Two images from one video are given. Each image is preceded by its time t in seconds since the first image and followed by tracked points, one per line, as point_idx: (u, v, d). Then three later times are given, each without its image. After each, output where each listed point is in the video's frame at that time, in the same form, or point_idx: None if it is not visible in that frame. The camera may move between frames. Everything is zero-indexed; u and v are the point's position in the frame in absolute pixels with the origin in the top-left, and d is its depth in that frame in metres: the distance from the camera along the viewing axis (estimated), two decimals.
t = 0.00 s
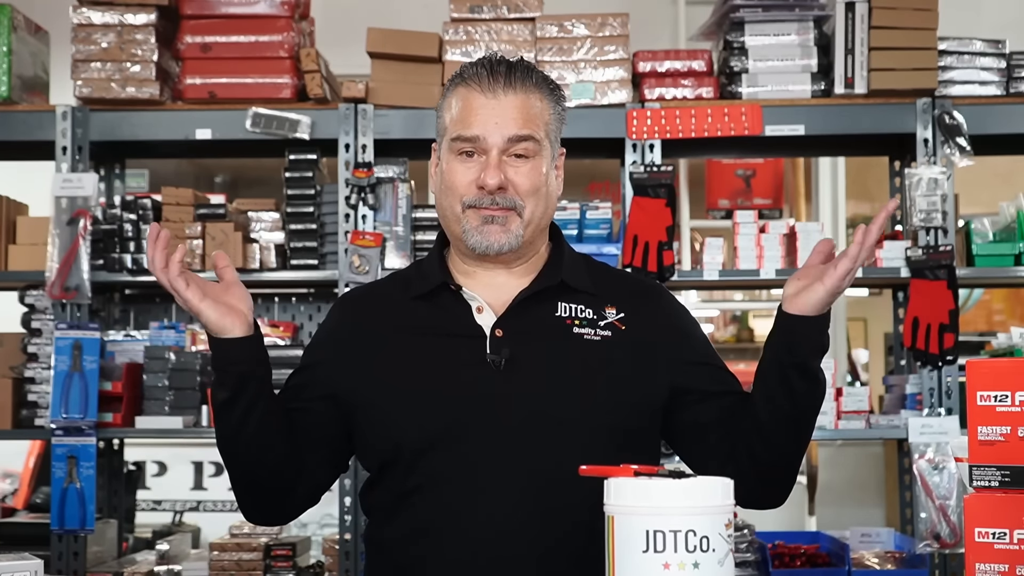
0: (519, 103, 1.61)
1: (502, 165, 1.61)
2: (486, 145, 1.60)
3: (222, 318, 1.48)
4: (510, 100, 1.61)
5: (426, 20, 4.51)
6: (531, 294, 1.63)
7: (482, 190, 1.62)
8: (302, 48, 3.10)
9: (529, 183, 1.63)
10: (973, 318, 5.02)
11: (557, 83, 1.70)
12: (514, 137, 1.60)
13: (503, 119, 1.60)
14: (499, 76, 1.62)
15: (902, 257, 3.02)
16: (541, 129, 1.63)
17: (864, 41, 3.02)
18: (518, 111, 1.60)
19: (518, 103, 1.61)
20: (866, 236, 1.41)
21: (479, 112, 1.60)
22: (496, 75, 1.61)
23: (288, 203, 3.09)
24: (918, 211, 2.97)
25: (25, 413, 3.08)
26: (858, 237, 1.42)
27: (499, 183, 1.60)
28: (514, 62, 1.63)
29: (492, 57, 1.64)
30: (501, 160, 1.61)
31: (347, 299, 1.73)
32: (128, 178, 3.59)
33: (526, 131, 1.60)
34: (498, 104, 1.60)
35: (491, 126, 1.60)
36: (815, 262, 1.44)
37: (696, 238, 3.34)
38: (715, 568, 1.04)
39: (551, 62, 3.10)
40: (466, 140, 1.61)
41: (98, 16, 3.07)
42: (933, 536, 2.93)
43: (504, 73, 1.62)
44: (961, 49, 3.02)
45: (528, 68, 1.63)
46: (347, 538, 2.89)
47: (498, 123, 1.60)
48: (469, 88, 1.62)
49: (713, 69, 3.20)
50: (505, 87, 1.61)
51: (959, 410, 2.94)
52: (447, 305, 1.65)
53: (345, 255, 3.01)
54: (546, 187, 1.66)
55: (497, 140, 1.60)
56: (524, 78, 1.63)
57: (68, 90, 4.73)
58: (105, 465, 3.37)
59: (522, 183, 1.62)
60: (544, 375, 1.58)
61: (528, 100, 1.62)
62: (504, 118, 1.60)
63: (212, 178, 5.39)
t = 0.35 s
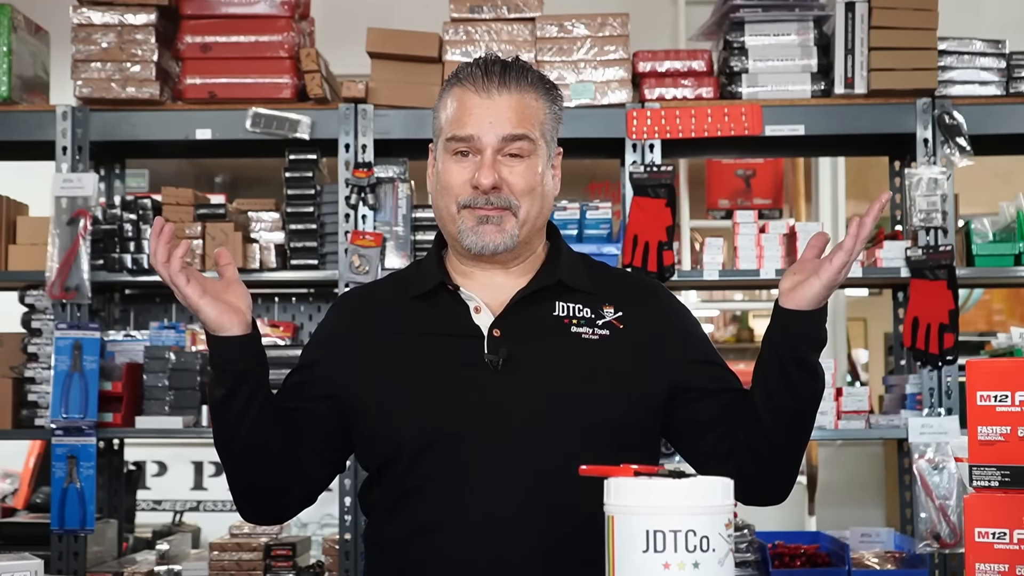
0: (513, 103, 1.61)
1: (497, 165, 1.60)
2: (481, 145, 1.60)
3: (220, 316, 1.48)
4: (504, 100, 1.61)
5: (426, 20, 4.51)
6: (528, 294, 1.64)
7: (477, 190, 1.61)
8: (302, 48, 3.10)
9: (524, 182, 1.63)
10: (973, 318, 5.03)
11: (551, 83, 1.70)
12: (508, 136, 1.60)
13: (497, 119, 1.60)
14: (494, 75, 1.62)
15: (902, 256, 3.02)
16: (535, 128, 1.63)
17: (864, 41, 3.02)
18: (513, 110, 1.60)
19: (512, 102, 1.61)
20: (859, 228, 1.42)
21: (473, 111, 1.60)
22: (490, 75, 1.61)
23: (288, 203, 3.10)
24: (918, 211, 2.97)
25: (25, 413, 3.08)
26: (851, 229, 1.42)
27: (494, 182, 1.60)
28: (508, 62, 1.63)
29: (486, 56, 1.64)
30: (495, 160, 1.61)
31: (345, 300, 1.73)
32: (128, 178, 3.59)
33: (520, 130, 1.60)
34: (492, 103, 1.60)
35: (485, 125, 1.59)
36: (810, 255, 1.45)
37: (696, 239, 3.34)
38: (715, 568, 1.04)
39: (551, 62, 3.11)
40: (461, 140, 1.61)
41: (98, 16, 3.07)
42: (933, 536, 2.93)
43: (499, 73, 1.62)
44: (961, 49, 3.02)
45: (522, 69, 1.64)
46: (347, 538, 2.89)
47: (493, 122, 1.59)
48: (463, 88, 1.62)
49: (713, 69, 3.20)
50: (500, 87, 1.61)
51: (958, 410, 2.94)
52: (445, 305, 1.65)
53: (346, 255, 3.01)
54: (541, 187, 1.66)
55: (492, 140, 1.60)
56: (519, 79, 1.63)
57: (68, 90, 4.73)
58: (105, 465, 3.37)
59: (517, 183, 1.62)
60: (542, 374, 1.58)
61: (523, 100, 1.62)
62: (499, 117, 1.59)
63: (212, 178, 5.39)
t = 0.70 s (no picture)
0: (492, 110, 1.61)
1: (473, 174, 1.61)
2: (458, 153, 1.60)
3: (209, 327, 1.48)
4: (483, 106, 1.61)
5: (426, 20, 4.51)
6: (530, 295, 1.64)
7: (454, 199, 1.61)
8: (302, 48, 3.10)
9: (503, 191, 1.63)
10: (973, 318, 5.03)
11: (538, 88, 1.70)
12: (486, 144, 1.60)
13: (475, 127, 1.60)
14: (475, 82, 1.62)
15: (902, 257, 3.02)
16: (515, 136, 1.63)
17: (864, 41, 3.02)
18: (492, 118, 1.61)
19: (492, 110, 1.61)
20: (873, 245, 1.39)
21: (453, 118, 1.60)
22: (471, 81, 1.62)
23: (288, 203, 3.10)
24: (918, 211, 2.97)
25: (25, 413, 3.08)
26: (865, 244, 1.39)
27: (467, 191, 1.59)
28: (492, 68, 1.64)
29: (471, 62, 1.65)
30: (471, 168, 1.61)
31: (345, 300, 1.73)
32: (127, 178, 3.59)
33: (498, 138, 1.60)
34: (471, 111, 1.60)
35: (463, 133, 1.60)
36: (822, 266, 1.42)
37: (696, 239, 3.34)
38: (715, 568, 1.04)
39: (551, 62, 3.11)
40: (440, 148, 1.61)
41: (98, 16, 3.07)
42: (933, 536, 2.93)
43: (480, 79, 1.62)
44: (961, 49, 3.02)
45: (504, 74, 1.65)
46: (347, 538, 2.89)
47: (470, 130, 1.60)
48: (444, 95, 1.62)
49: (713, 69, 3.20)
50: (480, 93, 1.61)
51: (959, 410, 2.94)
52: (445, 306, 1.65)
53: (346, 255, 3.00)
54: (522, 196, 1.66)
55: (469, 148, 1.60)
56: (500, 85, 1.64)
57: (68, 90, 4.73)
58: (105, 465, 3.37)
59: (494, 192, 1.62)
60: (543, 374, 1.58)
61: (502, 106, 1.62)
62: (476, 125, 1.60)
63: (212, 178, 5.39)
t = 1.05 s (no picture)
0: (496, 103, 1.62)
1: (477, 165, 1.61)
2: (463, 144, 1.60)
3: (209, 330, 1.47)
4: (488, 100, 1.62)
5: (426, 20, 4.51)
6: (530, 295, 1.64)
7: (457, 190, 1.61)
8: (302, 48, 3.10)
9: (506, 184, 1.63)
10: (973, 319, 5.03)
11: (541, 85, 1.71)
12: (490, 135, 1.61)
13: (480, 119, 1.60)
14: (479, 76, 1.63)
15: (902, 257, 3.02)
16: (518, 128, 1.63)
17: (864, 41, 3.02)
18: (496, 111, 1.61)
19: (496, 103, 1.62)
20: (871, 244, 1.38)
21: (456, 110, 1.61)
22: (475, 75, 1.63)
23: (288, 203, 3.10)
24: (918, 211, 2.97)
25: (25, 413, 3.08)
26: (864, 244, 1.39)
27: (472, 182, 1.59)
28: (496, 63, 1.65)
29: (475, 57, 1.66)
30: (476, 160, 1.61)
31: (346, 301, 1.73)
32: (127, 178, 3.59)
33: (503, 130, 1.61)
34: (475, 103, 1.61)
35: (468, 125, 1.60)
36: (821, 266, 1.42)
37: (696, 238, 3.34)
38: (715, 568, 1.04)
39: (551, 62, 3.11)
40: (444, 140, 1.61)
41: (98, 16, 3.07)
42: (933, 536, 2.93)
43: (484, 73, 1.63)
44: (961, 49, 3.02)
45: (509, 70, 1.65)
46: (347, 538, 2.89)
47: (475, 122, 1.60)
48: (449, 89, 1.63)
49: (713, 69, 3.20)
50: (484, 87, 1.62)
51: (959, 410, 2.94)
52: (446, 306, 1.65)
53: (346, 255, 3.01)
54: (525, 189, 1.66)
55: (473, 140, 1.60)
56: (505, 80, 1.64)
57: (68, 89, 4.73)
58: (105, 465, 3.37)
59: (498, 183, 1.62)
60: (543, 375, 1.58)
61: (506, 100, 1.63)
62: (480, 117, 1.60)
63: (212, 178, 5.39)
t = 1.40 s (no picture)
0: (481, 104, 1.62)
1: (471, 168, 1.61)
2: (454, 149, 1.61)
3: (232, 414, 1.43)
4: (472, 102, 1.62)
5: (426, 20, 4.51)
6: (533, 295, 1.64)
7: (456, 196, 1.62)
8: (302, 48, 3.10)
9: (503, 182, 1.63)
10: (973, 319, 5.03)
11: (525, 80, 1.70)
12: (480, 137, 1.61)
13: (467, 122, 1.61)
14: (461, 79, 1.63)
15: (902, 257, 3.01)
16: (507, 125, 1.64)
17: (864, 41, 3.02)
18: (483, 111, 1.62)
19: (481, 104, 1.62)
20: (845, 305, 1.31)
21: (444, 117, 1.61)
22: (458, 79, 1.63)
23: (288, 203, 3.10)
24: (918, 211, 2.97)
25: (25, 413, 3.08)
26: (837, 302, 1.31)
27: (468, 185, 1.60)
28: (475, 64, 1.65)
29: (453, 63, 1.66)
30: (469, 163, 1.61)
31: (349, 299, 1.73)
32: (127, 178, 3.59)
33: (492, 129, 1.61)
34: (461, 107, 1.61)
35: (456, 130, 1.60)
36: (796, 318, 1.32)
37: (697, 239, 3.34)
38: (715, 568, 1.03)
39: (551, 62, 3.11)
40: (435, 148, 1.62)
41: (98, 16, 3.07)
42: (933, 536, 2.93)
43: (466, 76, 1.63)
44: (961, 49, 3.02)
45: (489, 69, 1.66)
46: (347, 538, 2.89)
47: (463, 126, 1.60)
48: (433, 97, 1.64)
49: (713, 69, 3.20)
50: (467, 89, 1.62)
51: (959, 410, 2.94)
52: (450, 305, 1.65)
53: (346, 255, 3.01)
54: (522, 184, 1.66)
55: (464, 143, 1.60)
56: (487, 80, 1.65)
57: (68, 89, 4.73)
58: (105, 465, 3.37)
59: (495, 182, 1.62)
60: (545, 375, 1.58)
61: (491, 99, 1.63)
62: (468, 120, 1.61)
63: (212, 178, 5.39)
